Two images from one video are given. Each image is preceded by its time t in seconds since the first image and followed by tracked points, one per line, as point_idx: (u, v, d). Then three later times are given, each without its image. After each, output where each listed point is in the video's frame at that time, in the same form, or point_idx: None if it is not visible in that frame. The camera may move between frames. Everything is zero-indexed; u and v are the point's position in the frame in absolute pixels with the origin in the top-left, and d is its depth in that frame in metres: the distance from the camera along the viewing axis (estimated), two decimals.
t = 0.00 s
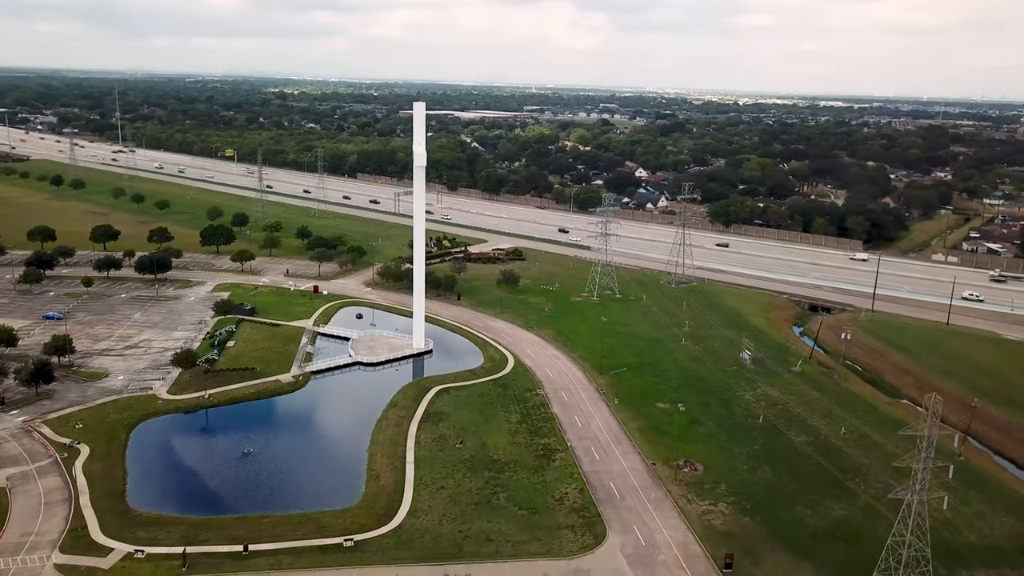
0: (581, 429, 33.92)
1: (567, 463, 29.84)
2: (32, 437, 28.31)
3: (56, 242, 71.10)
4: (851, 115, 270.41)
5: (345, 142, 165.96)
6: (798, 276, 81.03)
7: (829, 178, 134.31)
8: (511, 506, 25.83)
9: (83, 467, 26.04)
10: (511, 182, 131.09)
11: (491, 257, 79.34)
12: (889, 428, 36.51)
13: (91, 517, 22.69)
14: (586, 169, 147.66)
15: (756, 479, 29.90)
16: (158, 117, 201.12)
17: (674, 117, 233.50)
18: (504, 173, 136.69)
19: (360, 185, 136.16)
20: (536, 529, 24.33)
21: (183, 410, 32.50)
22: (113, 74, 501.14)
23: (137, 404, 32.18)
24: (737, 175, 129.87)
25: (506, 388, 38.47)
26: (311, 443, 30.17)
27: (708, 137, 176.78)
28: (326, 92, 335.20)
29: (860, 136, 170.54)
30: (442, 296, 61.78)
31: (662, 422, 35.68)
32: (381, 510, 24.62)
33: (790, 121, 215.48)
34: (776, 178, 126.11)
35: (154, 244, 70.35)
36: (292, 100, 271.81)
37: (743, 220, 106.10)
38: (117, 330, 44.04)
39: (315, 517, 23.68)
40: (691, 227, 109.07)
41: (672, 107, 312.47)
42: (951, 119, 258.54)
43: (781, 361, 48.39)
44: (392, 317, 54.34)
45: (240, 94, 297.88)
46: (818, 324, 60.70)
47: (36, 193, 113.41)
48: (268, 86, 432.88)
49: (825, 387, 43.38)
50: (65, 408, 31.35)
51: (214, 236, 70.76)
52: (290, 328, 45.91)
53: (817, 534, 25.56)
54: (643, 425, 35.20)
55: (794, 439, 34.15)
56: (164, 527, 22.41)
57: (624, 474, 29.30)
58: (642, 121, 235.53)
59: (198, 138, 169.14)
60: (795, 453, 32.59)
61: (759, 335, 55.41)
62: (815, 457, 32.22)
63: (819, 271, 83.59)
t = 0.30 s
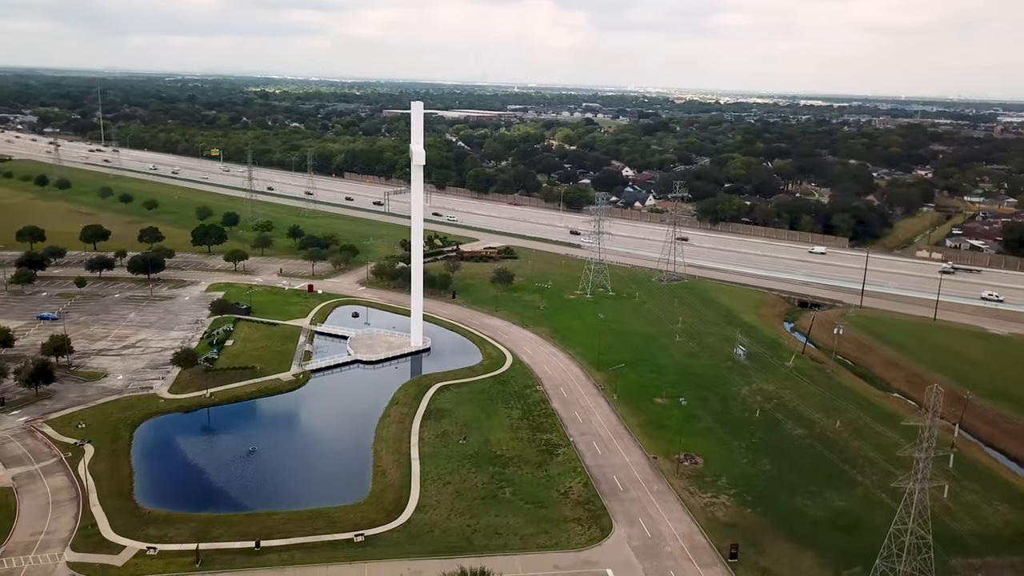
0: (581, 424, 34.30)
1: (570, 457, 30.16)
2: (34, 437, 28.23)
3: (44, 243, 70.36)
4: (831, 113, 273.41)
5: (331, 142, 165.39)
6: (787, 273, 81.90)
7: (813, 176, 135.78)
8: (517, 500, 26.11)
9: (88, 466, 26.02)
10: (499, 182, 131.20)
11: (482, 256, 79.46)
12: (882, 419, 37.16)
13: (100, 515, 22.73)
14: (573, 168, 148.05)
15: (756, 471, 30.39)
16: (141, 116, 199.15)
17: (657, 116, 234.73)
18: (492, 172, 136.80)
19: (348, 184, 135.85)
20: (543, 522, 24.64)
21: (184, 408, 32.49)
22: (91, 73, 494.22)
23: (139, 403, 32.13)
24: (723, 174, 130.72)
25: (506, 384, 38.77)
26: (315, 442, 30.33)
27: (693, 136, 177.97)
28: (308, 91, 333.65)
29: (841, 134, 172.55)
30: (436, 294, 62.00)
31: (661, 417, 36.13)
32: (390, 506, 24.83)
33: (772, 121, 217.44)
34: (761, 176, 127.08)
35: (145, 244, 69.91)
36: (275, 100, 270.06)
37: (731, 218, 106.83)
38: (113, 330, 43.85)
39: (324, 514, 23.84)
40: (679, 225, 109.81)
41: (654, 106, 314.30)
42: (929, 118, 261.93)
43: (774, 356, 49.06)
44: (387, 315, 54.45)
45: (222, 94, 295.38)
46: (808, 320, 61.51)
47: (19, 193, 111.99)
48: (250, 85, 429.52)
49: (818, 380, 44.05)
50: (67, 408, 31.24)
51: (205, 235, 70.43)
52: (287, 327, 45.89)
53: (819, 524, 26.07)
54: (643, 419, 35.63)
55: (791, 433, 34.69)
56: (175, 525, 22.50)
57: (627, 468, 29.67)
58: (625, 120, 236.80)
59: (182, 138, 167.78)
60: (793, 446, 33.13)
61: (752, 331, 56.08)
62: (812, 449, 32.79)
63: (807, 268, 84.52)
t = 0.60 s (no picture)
0: (582, 420, 34.65)
1: (573, 452, 30.51)
2: (38, 437, 28.16)
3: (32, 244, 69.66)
4: (812, 112, 275.76)
5: (316, 141, 164.50)
6: (776, 270, 82.71)
7: (797, 174, 137.00)
8: (524, 494, 26.41)
9: (95, 465, 26.02)
10: (488, 180, 131.19)
11: (474, 255, 79.55)
12: (876, 412, 37.83)
13: (110, 513, 22.79)
14: (561, 167, 148.35)
15: (755, 463, 30.89)
16: (123, 116, 197.00)
17: (642, 115, 235.71)
18: (480, 171, 136.68)
19: (336, 183, 135.49)
20: (550, 516, 24.97)
21: (187, 408, 32.48)
22: (68, 72, 486.44)
23: (141, 403, 32.09)
24: (709, 172, 131.54)
25: (505, 381, 39.03)
26: (320, 440, 30.44)
27: (678, 135, 178.88)
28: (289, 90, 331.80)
29: (822, 133, 174.46)
30: (431, 292, 62.14)
31: (660, 411, 36.55)
32: (398, 501, 25.04)
33: (755, 119, 219.05)
34: (748, 174, 127.99)
35: (136, 244, 69.45)
36: (258, 99, 268.07)
37: (719, 216, 107.58)
38: (109, 330, 43.64)
39: (334, 511, 24.03)
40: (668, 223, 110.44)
41: (637, 105, 315.50)
42: (907, 117, 264.78)
43: (768, 352, 49.65)
44: (383, 314, 54.50)
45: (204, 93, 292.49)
46: (799, 315, 62.23)
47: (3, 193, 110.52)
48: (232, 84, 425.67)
49: (811, 375, 44.72)
50: (68, 408, 31.13)
51: (197, 235, 70.07)
52: (284, 326, 45.86)
53: (819, 514, 26.58)
54: (643, 414, 36.04)
55: (788, 426, 35.20)
56: (186, 522, 22.62)
57: (630, 462, 30.05)
58: (610, 119, 237.49)
59: (166, 138, 166.24)
60: (790, 439, 33.65)
61: (744, 327, 56.71)
62: (810, 442, 33.33)
63: (796, 265, 85.39)
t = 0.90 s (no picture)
0: (583, 415, 34.97)
1: (576, 447, 30.85)
2: (42, 437, 28.11)
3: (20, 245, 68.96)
4: (792, 110, 277.93)
5: (302, 140, 163.65)
6: (766, 267, 83.47)
7: (782, 173, 138.08)
8: (530, 489, 26.70)
9: (101, 464, 26.04)
10: (477, 179, 131.12)
11: (467, 253, 79.67)
12: (871, 405, 38.38)
13: (120, 511, 22.85)
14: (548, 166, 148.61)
15: (755, 456, 31.33)
16: (106, 115, 194.83)
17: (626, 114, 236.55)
18: (469, 169, 136.54)
19: (324, 183, 135.04)
20: (557, 509, 25.27)
21: (190, 407, 32.50)
22: (46, 71, 479.19)
23: (144, 403, 32.07)
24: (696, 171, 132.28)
25: (506, 378, 39.28)
26: (323, 437, 30.56)
27: (663, 134, 179.72)
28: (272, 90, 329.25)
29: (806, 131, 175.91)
30: (426, 291, 62.27)
31: (659, 406, 36.97)
32: (406, 497, 25.25)
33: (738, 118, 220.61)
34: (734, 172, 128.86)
35: (127, 244, 69.02)
36: (240, 99, 265.90)
37: (708, 214, 108.36)
38: (106, 330, 43.44)
39: (344, 507, 24.21)
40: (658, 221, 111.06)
41: (619, 103, 316.52)
42: (886, 115, 267.51)
43: (762, 347, 50.23)
44: (379, 312, 54.56)
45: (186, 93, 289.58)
46: (790, 312, 62.92)
47: None
48: (214, 83, 422.16)
49: (806, 370, 45.32)
50: (70, 407, 31.07)
51: (189, 235, 69.72)
52: (282, 325, 45.86)
53: (819, 505, 27.04)
54: (642, 409, 36.43)
55: (785, 420, 35.67)
56: (197, 519, 22.73)
57: (632, 456, 30.40)
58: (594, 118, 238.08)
59: (151, 138, 164.71)
60: (788, 432, 34.13)
61: (738, 323, 57.33)
62: (807, 435, 33.85)
63: (785, 262, 86.22)
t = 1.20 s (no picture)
0: (584, 410, 35.33)
1: (579, 441, 31.18)
2: (46, 437, 28.08)
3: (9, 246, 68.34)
4: (774, 110, 280.51)
5: (289, 140, 162.86)
6: (755, 264, 84.30)
7: (767, 171, 139.34)
8: (535, 483, 26.98)
9: (108, 463, 26.07)
10: (466, 179, 131.20)
11: (461, 253, 79.87)
12: (864, 398, 38.99)
13: (130, 509, 22.95)
14: (536, 165, 149.04)
15: (754, 450, 31.81)
16: (88, 115, 192.80)
17: (610, 114, 237.50)
18: (458, 168, 136.58)
19: (312, 183, 134.67)
20: (564, 503, 25.59)
21: (192, 405, 32.55)
22: (21, 69, 471.70)
23: (147, 402, 32.09)
24: (684, 169, 133.16)
25: (506, 375, 39.57)
26: (328, 435, 30.71)
27: (649, 133, 180.63)
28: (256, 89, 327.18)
29: (789, 130, 177.49)
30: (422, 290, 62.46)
31: (658, 402, 37.42)
32: (414, 493, 25.48)
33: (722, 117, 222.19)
34: (720, 171, 130.06)
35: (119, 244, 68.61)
36: (223, 98, 264.30)
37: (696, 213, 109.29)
38: (103, 330, 43.31)
39: (353, 502, 24.40)
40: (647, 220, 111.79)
41: (603, 103, 317.66)
42: (867, 115, 270.08)
43: (757, 343, 50.83)
44: (376, 311, 54.72)
45: (168, 92, 286.83)
46: (782, 308, 63.63)
47: None
48: (195, 82, 418.23)
49: (800, 364, 45.96)
50: (73, 407, 31.03)
51: (181, 235, 69.44)
52: (281, 324, 45.89)
53: (819, 496, 27.54)
54: (642, 405, 36.85)
55: (782, 414, 36.20)
56: (208, 516, 22.85)
57: (634, 450, 30.78)
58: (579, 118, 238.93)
59: (136, 138, 163.31)
60: (786, 426, 34.61)
61: (731, 319, 57.94)
62: (804, 428, 34.39)
63: (775, 260, 87.10)
